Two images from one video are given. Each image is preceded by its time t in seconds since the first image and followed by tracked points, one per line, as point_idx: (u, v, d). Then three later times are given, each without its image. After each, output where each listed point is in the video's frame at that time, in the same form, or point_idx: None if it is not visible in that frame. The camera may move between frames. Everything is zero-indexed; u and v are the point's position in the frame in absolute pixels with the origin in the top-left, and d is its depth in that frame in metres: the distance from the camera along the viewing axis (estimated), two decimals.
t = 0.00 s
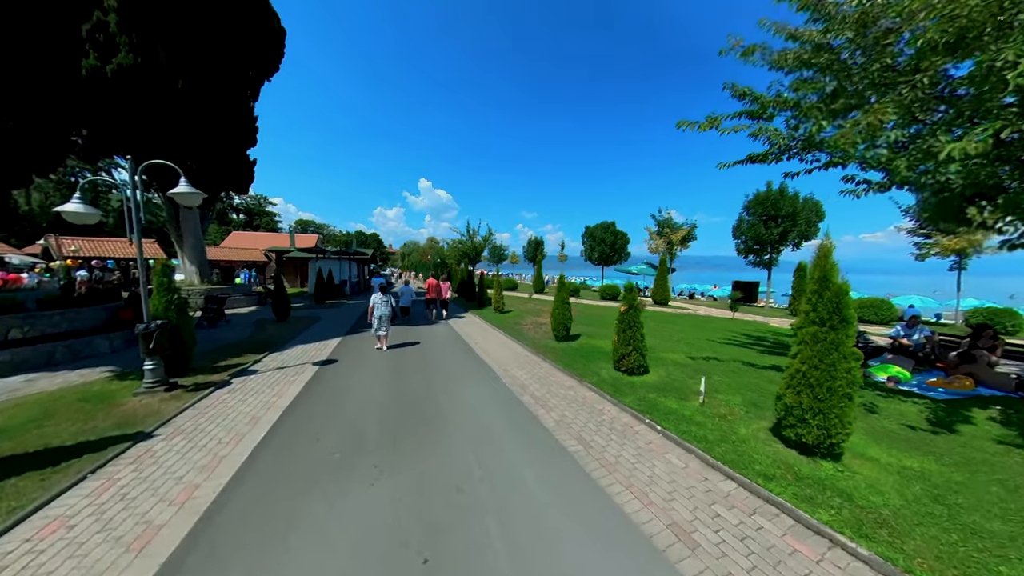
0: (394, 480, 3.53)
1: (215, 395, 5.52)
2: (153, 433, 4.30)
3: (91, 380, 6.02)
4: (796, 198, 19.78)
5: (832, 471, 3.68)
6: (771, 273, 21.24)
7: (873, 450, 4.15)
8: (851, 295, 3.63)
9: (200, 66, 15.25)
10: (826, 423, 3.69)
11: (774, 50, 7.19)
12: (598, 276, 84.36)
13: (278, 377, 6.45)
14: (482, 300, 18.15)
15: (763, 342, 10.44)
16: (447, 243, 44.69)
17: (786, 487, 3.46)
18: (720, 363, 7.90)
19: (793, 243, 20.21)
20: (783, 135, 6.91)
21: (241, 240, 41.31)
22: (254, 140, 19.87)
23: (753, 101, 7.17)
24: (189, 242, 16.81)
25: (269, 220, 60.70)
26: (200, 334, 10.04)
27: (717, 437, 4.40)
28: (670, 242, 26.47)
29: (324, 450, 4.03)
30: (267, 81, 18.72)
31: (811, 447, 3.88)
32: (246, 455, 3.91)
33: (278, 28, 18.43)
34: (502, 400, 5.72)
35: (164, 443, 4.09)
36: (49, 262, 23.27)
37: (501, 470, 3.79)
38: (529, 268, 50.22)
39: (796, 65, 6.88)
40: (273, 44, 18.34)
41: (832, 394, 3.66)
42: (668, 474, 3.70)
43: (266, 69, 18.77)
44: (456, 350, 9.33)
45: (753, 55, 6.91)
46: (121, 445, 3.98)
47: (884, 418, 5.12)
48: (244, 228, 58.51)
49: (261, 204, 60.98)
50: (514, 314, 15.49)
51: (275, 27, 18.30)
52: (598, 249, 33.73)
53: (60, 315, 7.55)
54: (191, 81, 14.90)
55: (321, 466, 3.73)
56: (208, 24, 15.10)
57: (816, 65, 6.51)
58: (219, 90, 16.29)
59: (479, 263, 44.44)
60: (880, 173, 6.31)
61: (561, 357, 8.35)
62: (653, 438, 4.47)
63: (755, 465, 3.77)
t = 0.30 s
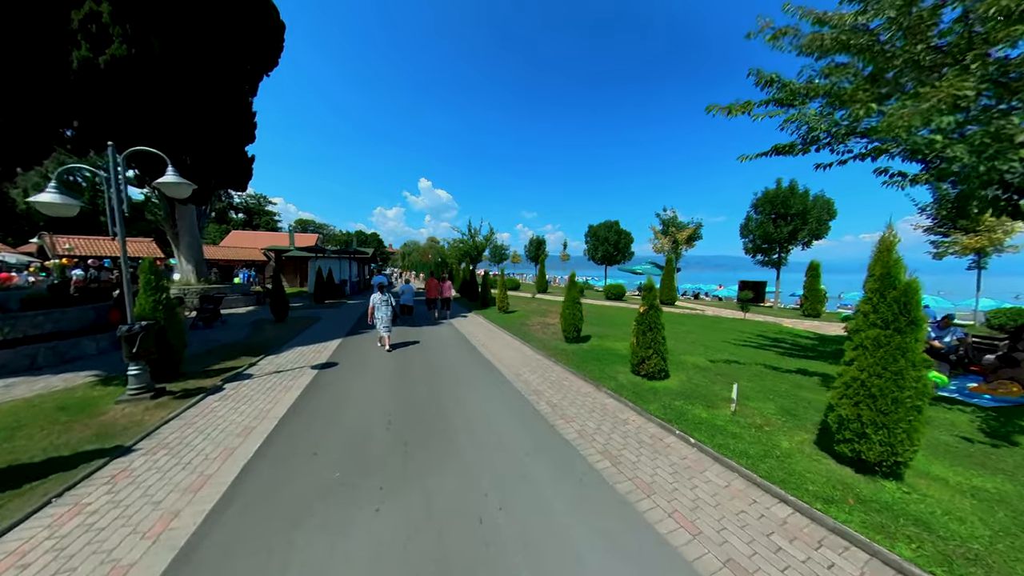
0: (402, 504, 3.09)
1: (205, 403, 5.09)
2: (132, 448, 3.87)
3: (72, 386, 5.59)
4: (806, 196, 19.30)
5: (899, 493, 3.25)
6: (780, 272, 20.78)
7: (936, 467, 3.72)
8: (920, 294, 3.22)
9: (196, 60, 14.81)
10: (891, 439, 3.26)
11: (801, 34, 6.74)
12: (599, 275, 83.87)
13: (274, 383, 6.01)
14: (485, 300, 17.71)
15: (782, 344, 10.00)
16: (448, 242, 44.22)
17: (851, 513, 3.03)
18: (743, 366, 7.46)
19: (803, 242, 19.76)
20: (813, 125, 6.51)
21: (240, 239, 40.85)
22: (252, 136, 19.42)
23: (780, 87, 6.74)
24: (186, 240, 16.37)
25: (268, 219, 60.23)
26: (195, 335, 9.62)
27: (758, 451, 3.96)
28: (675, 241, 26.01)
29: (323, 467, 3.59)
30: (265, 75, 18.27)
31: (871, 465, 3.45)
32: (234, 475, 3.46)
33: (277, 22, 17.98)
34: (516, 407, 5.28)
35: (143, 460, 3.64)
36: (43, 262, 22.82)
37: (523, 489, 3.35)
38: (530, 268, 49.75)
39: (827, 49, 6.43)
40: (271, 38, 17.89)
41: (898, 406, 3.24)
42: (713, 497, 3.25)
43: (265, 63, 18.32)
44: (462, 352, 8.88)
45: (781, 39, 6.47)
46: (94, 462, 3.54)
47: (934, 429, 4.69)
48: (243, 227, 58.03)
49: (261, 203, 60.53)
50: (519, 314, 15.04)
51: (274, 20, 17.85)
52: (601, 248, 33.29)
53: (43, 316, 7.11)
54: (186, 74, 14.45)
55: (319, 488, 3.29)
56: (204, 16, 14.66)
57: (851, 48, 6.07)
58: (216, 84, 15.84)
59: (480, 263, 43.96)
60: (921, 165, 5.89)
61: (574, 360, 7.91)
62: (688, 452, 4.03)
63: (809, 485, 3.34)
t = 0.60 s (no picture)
0: (410, 544, 2.65)
1: (189, 417, 4.65)
2: (102, 472, 3.42)
3: (47, 397, 5.15)
4: (816, 195, 18.84)
5: (981, 529, 2.82)
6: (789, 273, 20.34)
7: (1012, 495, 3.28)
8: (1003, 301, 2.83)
9: (191, 54, 14.33)
10: (973, 468, 2.83)
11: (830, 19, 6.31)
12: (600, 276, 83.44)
13: (267, 393, 5.56)
14: (488, 301, 17.26)
15: (801, 348, 9.55)
16: (449, 242, 43.73)
17: (932, 556, 2.59)
18: (766, 373, 7.02)
19: (813, 242, 19.30)
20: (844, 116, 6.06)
21: (239, 239, 40.42)
22: (249, 134, 18.97)
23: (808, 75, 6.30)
24: (181, 239, 15.92)
25: (267, 218, 59.74)
26: (186, 339, 9.17)
27: (807, 475, 3.54)
28: (681, 241, 25.55)
29: (318, 497, 3.15)
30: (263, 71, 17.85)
31: (945, 495, 3.01)
32: (215, 507, 3.00)
33: (275, 17, 17.56)
34: (529, 419, 4.89)
35: (112, 489, 3.19)
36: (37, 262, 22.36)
37: (547, 524, 2.91)
38: (532, 268, 49.31)
39: (859, 34, 6.00)
40: (269, 33, 17.47)
41: (981, 429, 2.82)
42: (769, 536, 2.81)
43: (263, 59, 17.90)
44: (467, 356, 8.45)
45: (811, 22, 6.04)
46: (56, 492, 3.09)
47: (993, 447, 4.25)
48: (242, 227, 57.54)
49: (260, 203, 60.07)
50: (524, 316, 14.59)
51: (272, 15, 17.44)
52: (605, 248, 32.84)
53: (22, 320, 6.68)
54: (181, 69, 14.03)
55: (315, 520, 2.88)
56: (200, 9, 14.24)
57: (888, 32, 5.64)
58: (213, 79, 15.42)
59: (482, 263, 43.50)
60: (965, 158, 5.47)
61: (586, 366, 7.48)
62: (727, 477, 3.59)
63: (875, 520, 2.92)
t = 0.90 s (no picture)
0: None
1: (173, 433, 4.31)
2: (69, 501, 3.08)
3: (23, 409, 4.82)
4: (823, 194, 18.46)
5: None
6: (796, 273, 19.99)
7: None
8: None
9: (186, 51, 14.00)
10: None
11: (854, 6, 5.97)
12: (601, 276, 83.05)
13: (257, 404, 5.20)
14: (490, 303, 16.91)
15: (816, 352, 9.19)
16: (449, 242, 43.38)
17: None
18: (786, 381, 6.67)
19: (820, 242, 18.92)
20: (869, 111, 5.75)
21: (238, 239, 40.07)
22: (246, 132, 18.60)
23: (831, 66, 5.95)
24: (176, 239, 15.56)
25: (266, 218, 59.38)
26: (178, 343, 8.83)
27: (852, 503, 3.18)
28: (684, 241, 25.23)
29: (307, 532, 2.80)
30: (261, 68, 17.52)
31: (1018, 531, 2.67)
32: (191, 546, 2.66)
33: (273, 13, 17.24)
34: (539, 434, 4.56)
35: (78, 523, 2.86)
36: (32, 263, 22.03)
37: (567, 563, 2.56)
38: (533, 268, 48.96)
39: (887, 22, 5.66)
40: (267, 30, 17.14)
41: None
42: None
43: (261, 56, 17.56)
44: (470, 362, 8.09)
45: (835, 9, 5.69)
46: (13, 525, 2.76)
47: None
48: (241, 227, 57.20)
49: (259, 202, 59.72)
50: (527, 318, 14.23)
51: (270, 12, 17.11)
52: (607, 248, 32.48)
53: (3, 325, 6.34)
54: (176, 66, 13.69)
55: (304, 560, 2.53)
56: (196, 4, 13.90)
57: (920, 18, 5.30)
58: (209, 76, 15.09)
59: (482, 263, 43.15)
60: (1002, 153, 5.12)
61: (595, 373, 7.11)
62: (763, 503, 3.25)
63: (938, 558, 2.59)
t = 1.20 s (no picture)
0: None
1: (151, 451, 3.93)
2: (23, 538, 2.70)
3: None
4: (832, 193, 18.08)
5: None
6: (804, 274, 19.61)
7: None
8: None
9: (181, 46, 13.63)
10: None
11: None
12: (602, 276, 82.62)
13: (245, 417, 4.82)
14: (492, 304, 16.54)
15: (835, 357, 8.81)
16: (450, 241, 43.03)
17: None
18: (810, 389, 6.28)
19: (829, 242, 18.53)
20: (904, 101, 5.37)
21: (236, 239, 39.70)
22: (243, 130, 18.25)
23: (862, 52, 5.54)
24: (170, 239, 15.17)
25: (266, 218, 59.05)
26: (168, 347, 8.45)
27: (915, 538, 2.80)
28: (689, 241, 24.85)
29: None
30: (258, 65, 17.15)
31: None
32: None
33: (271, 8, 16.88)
34: (553, 452, 4.16)
35: (29, 566, 2.48)
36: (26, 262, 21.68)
37: None
38: (534, 268, 48.58)
39: (923, 6, 5.29)
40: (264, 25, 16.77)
41: None
42: None
43: (258, 52, 17.19)
44: (474, 367, 7.70)
45: None
46: None
47: None
48: (241, 226, 56.89)
49: (259, 202, 59.37)
50: (531, 320, 13.85)
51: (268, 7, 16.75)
52: (610, 248, 32.14)
53: None
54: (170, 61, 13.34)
55: None
56: None
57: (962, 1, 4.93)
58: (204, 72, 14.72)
59: (483, 263, 42.77)
60: None
61: (606, 379, 6.73)
62: (813, 538, 2.86)
63: None
